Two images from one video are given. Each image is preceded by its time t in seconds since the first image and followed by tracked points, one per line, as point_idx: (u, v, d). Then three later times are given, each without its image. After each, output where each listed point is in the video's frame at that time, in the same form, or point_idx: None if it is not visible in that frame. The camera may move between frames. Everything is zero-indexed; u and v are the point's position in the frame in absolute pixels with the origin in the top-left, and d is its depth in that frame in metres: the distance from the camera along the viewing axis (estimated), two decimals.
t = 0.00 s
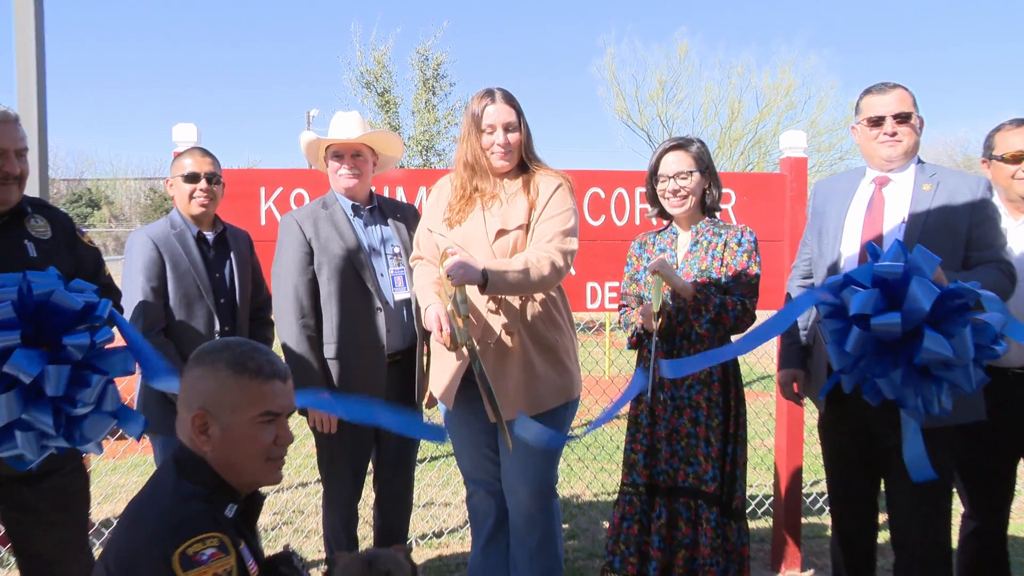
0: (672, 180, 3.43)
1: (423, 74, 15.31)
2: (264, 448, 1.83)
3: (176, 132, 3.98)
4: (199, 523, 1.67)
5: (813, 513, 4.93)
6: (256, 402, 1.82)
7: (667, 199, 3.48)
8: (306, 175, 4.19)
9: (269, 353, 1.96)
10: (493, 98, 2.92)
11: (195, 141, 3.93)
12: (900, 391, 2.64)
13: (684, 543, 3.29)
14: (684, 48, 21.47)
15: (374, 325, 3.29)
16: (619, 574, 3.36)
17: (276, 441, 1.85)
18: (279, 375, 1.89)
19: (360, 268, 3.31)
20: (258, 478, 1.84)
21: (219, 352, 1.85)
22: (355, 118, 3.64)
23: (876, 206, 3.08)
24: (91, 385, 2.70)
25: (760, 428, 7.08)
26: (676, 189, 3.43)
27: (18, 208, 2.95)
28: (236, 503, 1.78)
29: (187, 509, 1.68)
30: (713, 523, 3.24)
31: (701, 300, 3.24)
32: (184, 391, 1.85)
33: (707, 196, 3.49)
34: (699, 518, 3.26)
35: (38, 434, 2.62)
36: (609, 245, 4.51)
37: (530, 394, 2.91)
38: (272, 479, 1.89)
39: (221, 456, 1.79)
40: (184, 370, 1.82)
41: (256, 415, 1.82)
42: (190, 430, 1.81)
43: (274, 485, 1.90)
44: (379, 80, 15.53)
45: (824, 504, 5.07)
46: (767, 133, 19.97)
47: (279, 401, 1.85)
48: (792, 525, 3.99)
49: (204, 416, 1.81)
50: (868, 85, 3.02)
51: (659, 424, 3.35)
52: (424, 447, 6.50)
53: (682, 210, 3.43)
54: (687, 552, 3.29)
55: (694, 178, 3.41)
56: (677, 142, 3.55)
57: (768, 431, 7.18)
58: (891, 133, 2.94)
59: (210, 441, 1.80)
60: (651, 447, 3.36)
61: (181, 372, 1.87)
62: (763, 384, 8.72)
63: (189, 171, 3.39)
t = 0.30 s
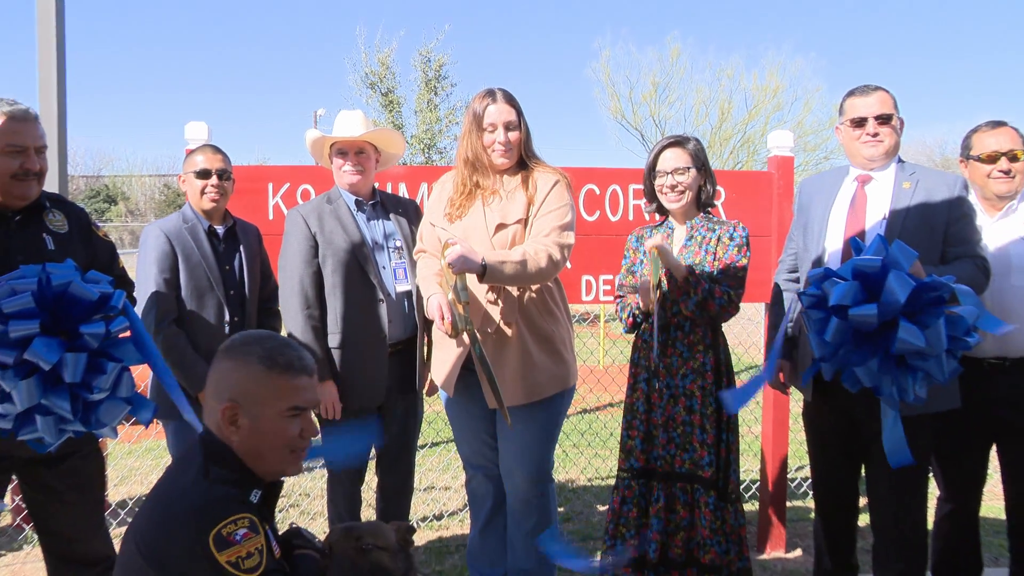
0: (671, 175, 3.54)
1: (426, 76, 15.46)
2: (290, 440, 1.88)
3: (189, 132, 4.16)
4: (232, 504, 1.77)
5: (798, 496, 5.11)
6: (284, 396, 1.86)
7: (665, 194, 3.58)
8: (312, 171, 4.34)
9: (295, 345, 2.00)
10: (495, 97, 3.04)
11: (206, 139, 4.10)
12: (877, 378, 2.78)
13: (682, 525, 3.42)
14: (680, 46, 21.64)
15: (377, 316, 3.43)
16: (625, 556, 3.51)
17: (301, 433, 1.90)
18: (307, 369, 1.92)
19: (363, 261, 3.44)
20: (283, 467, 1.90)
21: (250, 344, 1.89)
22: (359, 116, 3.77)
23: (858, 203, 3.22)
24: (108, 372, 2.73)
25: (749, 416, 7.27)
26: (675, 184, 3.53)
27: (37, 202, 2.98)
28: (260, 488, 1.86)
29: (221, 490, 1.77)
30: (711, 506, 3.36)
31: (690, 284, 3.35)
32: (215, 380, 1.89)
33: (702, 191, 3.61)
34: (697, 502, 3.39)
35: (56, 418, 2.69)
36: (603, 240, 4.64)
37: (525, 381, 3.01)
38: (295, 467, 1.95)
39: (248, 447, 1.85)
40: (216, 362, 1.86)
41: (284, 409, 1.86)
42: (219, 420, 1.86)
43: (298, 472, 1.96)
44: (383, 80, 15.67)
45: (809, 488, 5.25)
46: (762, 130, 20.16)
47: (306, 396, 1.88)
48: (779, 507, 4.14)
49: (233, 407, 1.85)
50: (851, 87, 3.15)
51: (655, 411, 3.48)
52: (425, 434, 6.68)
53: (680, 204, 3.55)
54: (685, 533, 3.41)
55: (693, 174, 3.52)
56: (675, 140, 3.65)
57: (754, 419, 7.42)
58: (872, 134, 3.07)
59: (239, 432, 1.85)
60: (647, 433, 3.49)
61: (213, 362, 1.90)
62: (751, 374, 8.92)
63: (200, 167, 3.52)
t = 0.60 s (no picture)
0: (673, 175, 3.53)
1: (428, 79, 15.56)
2: (311, 439, 2.00)
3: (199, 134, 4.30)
4: (240, 500, 1.87)
5: (788, 482, 5.26)
6: (307, 397, 1.97)
7: (668, 193, 3.58)
8: (319, 172, 4.47)
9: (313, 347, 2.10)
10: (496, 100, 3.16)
11: (217, 141, 4.24)
12: (857, 369, 2.91)
13: (684, 510, 3.38)
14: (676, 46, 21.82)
15: (380, 310, 3.56)
16: (638, 544, 3.42)
17: (321, 432, 2.02)
18: (325, 371, 2.04)
19: (367, 258, 3.57)
20: (302, 463, 2.02)
21: (273, 348, 1.99)
22: (363, 119, 3.90)
23: (844, 200, 3.36)
24: (125, 365, 2.81)
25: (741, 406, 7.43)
26: (677, 184, 3.52)
27: (56, 204, 3.08)
28: (274, 485, 2.00)
29: (231, 487, 1.87)
30: (707, 493, 3.34)
31: (688, 272, 3.32)
32: (239, 382, 1.99)
33: (703, 191, 3.60)
34: (696, 488, 3.36)
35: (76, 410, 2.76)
36: (600, 237, 4.78)
37: (526, 371, 3.15)
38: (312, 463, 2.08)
39: (272, 445, 1.97)
40: (241, 365, 1.96)
41: (306, 410, 1.98)
42: (244, 420, 1.97)
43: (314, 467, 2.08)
44: (387, 85, 15.81)
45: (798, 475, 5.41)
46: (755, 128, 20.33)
47: (326, 397, 2.00)
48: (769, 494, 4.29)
49: (258, 408, 1.96)
50: (836, 90, 3.27)
51: (656, 401, 3.45)
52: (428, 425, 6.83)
53: (683, 204, 3.54)
54: (687, 518, 3.38)
55: (694, 174, 3.51)
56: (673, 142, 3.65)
57: (746, 410, 7.61)
58: (857, 135, 3.20)
59: (263, 431, 1.96)
60: (651, 422, 3.45)
61: (236, 364, 2.01)
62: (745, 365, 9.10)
63: (212, 168, 3.66)
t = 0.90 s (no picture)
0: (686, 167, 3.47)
1: (429, 72, 15.55)
2: (299, 425, 2.03)
3: (202, 125, 4.31)
4: (229, 492, 1.88)
5: (788, 473, 5.28)
6: (294, 384, 2.00)
7: (678, 185, 3.50)
8: (321, 164, 4.48)
9: (299, 333, 2.12)
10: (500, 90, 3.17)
11: (219, 132, 4.28)
12: (857, 360, 2.92)
13: (690, 499, 3.36)
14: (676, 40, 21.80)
15: (382, 301, 3.57)
16: (654, 533, 3.38)
17: (309, 417, 2.04)
18: (311, 357, 2.06)
19: (368, 249, 3.58)
20: (292, 449, 2.05)
21: (258, 335, 2.00)
22: (364, 110, 3.91)
23: (844, 192, 3.37)
24: (127, 354, 2.81)
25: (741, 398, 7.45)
26: (690, 176, 3.46)
27: (57, 194, 3.08)
28: (264, 474, 2.01)
29: (220, 478, 1.89)
30: (710, 483, 3.33)
31: (703, 285, 3.34)
32: (224, 371, 2.01)
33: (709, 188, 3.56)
34: (700, 477, 3.35)
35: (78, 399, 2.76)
36: (601, 228, 4.79)
37: (527, 362, 3.16)
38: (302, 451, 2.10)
39: (262, 433, 1.99)
40: (227, 354, 1.98)
41: (293, 396, 2.00)
42: (232, 408, 1.99)
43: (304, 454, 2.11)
44: (389, 76, 15.81)
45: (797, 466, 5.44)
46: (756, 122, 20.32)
47: (313, 382, 2.03)
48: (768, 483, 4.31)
49: (245, 396, 1.98)
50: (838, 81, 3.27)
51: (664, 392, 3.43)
52: (428, 416, 6.87)
53: (694, 196, 3.46)
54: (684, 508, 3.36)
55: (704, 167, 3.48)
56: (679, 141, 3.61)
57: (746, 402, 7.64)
58: (858, 128, 3.21)
59: (251, 419, 1.99)
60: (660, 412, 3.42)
61: (221, 353, 2.02)
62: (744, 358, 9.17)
63: (214, 160, 3.67)
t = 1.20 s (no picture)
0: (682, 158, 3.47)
1: (426, 63, 15.51)
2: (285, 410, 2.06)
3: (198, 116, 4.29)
4: (216, 480, 1.91)
5: (784, 464, 5.30)
6: (278, 368, 2.04)
7: (674, 176, 3.49)
8: (317, 155, 4.46)
9: (283, 322, 2.16)
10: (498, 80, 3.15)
11: (215, 123, 4.24)
12: (855, 351, 2.92)
13: (686, 489, 3.35)
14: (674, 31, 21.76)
15: (379, 294, 3.57)
16: (642, 521, 3.43)
17: (295, 403, 2.08)
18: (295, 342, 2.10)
19: (366, 242, 3.57)
20: (278, 436, 2.08)
21: (241, 322, 2.05)
22: (359, 103, 3.89)
23: (842, 183, 3.37)
24: (125, 346, 2.81)
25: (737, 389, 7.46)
26: (685, 167, 3.46)
27: (53, 185, 3.07)
28: (252, 462, 2.05)
29: (207, 466, 1.92)
30: (707, 474, 3.28)
31: (702, 273, 3.32)
32: (209, 358, 2.05)
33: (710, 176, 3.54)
34: (697, 468, 3.31)
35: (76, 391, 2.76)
36: (597, 219, 4.79)
37: (524, 353, 3.16)
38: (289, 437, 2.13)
39: (247, 418, 2.03)
40: (211, 340, 2.02)
41: (277, 380, 2.04)
42: (217, 394, 2.03)
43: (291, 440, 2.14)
44: (386, 68, 15.76)
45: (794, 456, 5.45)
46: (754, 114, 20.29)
47: (297, 366, 2.06)
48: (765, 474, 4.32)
49: (230, 381, 2.02)
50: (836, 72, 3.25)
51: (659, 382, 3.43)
52: (426, 407, 6.87)
53: (690, 186, 3.46)
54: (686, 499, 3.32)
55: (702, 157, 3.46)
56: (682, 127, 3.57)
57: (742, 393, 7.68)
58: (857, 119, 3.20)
59: (237, 404, 2.03)
60: (652, 403, 3.44)
61: (205, 340, 2.06)
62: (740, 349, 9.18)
63: (210, 151, 3.66)
